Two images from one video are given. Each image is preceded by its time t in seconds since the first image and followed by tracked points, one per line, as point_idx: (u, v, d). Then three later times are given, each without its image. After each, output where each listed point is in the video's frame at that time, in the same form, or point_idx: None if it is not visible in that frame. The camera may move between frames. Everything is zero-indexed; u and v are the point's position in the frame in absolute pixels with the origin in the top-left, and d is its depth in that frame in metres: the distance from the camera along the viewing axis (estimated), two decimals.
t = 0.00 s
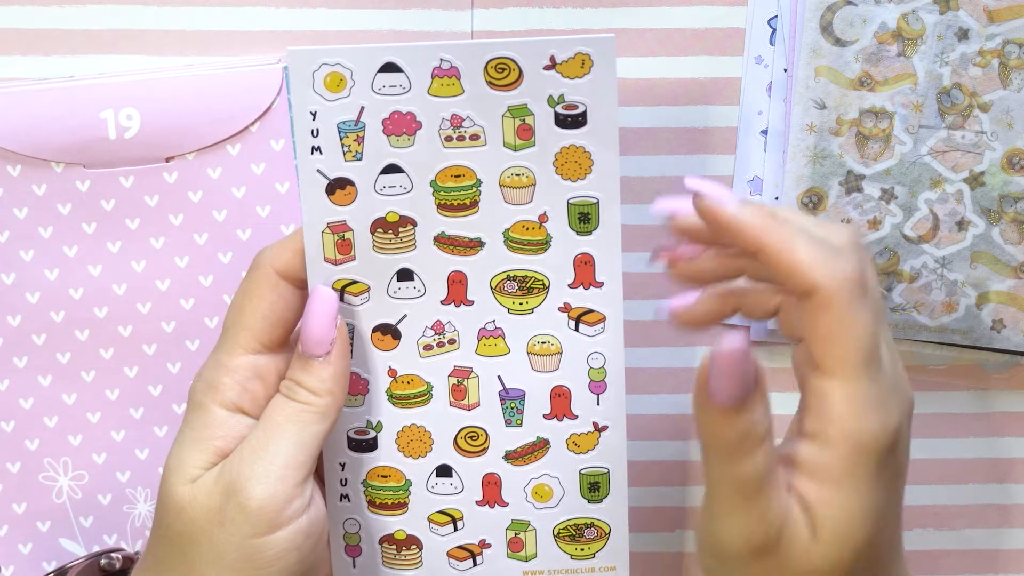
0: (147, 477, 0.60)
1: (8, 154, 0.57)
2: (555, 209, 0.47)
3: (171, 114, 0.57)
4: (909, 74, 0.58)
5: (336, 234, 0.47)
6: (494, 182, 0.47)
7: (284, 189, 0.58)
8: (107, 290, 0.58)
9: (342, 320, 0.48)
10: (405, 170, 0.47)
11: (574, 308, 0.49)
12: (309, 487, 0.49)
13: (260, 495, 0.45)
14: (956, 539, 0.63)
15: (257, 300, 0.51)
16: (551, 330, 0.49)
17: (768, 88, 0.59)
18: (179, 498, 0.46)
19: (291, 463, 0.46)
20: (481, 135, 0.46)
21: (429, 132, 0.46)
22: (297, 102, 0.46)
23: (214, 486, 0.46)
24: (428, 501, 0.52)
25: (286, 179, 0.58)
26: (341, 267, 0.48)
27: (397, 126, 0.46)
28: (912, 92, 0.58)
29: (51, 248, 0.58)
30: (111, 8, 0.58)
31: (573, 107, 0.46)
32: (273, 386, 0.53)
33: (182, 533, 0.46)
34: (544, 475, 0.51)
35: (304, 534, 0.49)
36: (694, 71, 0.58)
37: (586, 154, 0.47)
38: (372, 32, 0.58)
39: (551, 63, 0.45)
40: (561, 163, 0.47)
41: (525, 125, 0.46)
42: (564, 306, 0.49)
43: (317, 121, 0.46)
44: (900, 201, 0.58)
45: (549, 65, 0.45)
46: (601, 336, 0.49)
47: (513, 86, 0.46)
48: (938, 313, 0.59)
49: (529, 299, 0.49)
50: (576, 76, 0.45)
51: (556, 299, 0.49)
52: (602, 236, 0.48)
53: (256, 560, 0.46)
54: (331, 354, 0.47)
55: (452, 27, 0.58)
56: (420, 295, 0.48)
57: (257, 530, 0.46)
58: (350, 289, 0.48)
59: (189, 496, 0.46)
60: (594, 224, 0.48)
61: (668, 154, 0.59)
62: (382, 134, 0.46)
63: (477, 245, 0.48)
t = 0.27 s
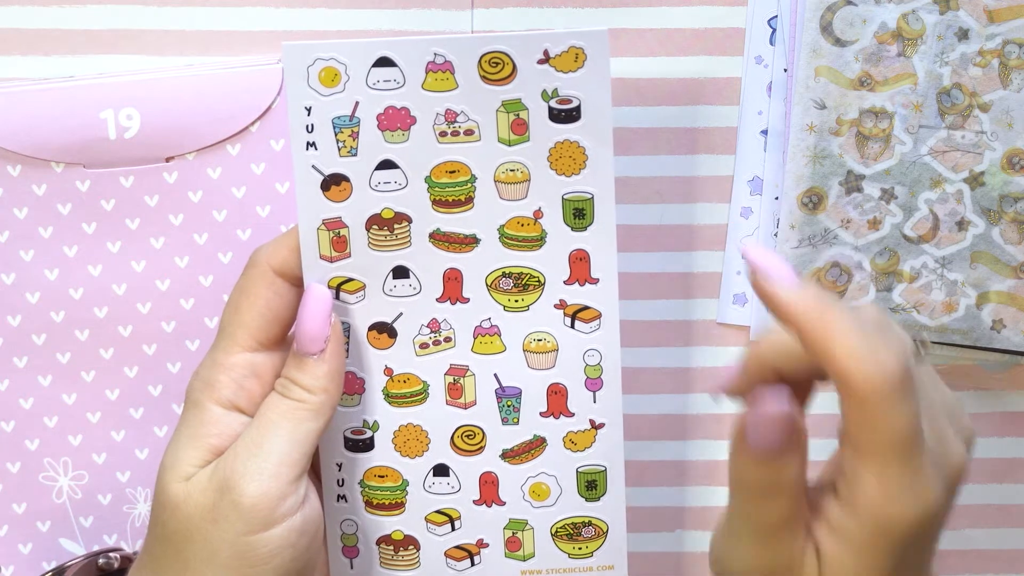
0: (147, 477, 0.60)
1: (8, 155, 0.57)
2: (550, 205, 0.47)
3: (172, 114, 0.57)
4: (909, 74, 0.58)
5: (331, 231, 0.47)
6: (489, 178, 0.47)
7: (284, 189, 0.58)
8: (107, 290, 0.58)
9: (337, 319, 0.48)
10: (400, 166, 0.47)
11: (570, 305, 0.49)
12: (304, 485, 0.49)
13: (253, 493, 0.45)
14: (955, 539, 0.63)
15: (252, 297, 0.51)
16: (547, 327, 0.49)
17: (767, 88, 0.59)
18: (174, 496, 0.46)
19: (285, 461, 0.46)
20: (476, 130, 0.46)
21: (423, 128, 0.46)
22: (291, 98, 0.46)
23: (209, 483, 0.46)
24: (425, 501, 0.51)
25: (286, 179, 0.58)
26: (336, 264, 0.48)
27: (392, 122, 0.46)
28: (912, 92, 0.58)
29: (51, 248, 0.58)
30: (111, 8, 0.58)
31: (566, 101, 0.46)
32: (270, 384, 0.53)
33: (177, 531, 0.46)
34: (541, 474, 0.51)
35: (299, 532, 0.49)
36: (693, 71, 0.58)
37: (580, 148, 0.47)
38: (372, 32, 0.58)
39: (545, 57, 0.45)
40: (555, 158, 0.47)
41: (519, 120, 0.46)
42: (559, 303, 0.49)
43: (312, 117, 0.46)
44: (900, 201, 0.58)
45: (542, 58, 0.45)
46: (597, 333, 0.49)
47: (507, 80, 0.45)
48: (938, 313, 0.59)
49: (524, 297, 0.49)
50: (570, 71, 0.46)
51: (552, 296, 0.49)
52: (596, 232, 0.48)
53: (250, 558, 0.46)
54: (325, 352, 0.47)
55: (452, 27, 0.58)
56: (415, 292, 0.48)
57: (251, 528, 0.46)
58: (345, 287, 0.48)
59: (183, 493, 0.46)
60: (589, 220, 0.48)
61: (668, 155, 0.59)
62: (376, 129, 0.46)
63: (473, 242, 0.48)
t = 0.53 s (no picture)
0: (147, 477, 0.60)
1: (9, 155, 0.57)
2: (550, 204, 0.47)
3: (171, 114, 0.57)
4: (909, 74, 0.58)
5: (331, 229, 0.47)
6: (489, 177, 0.47)
7: (284, 189, 0.58)
8: (107, 290, 0.58)
9: (334, 316, 0.48)
10: (400, 164, 0.47)
11: (570, 304, 0.49)
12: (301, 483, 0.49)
13: (250, 491, 0.45)
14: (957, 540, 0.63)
15: (251, 296, 0.51)
16: (547, 326, 0.49)
17: (767, 88, 0.59)
18: (171, 494, 0.46)
19: (282, 459, 0.46)
20: (476, 128, 0.46)
21: (424, 126, 0.46)
22: (292, 95, 0.46)
23: (206, 482, 0.46)
24: (425, 500, 0.51)
25: (286, 179, 0.58)
26: (336, 262, 0.48)
27: (392, 120, 0.46)
28: (912, 92, 0.58)
29: (51, 248, 0.58)
30: (111, 8, 0.58)
31: (567, 100, 0.46)
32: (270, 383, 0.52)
33: (174, 530, 0.46)
34: (541, 472, 0.51)
35: (296, 530, 0.49)
36: (693, 70, 0.58)
37: (580, 147, 0.47)
38: (372, 33, 0.58)
39: (545, 56, 0.46)
40: (555, 157, 0.47)
41: (519, 118, 0.46)
42: (559, 302, 0.49)
43: (312, 115, 0.46)
44: (901, 201, 0.58)
45: (543, 57, 0.45)
46: (596, 332, 0.49)
47: (508, 78, 0.46)
48: (938, 313, 0.59)
49: (524, 296, 0.49)
50: (570, 70, 0.46)
51: (552, 295, 0.49)
52: (596, 231, 0.48)
53: (247, 556, 0.46)
54: (321, 350, 0.47)
55: (452, 27, 0.58)
56: (415, 291, 0.48)
57: (247, 526, 0.46)
58: (345, 285, 0.48)
59: (180, 492, 0.46)
60: (589, 219, 0.48)
61: (668, 154, 0.59)
62: (376, 127, 0.46)
63: (472, 241, 0.48)
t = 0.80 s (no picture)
0: (147, 477, 0.60)
1: (8, 154, 0.57)
2: (559, 216, 0.47)
3: (172, 114, 0.57)
4: (909, 74, 0.58)
5: (340, 240, 0.47)
6: (499, 188, 0.47)
7: (284, 188, 0.58)
8: (107, 290, 0.58)
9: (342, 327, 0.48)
10: (411, 176, 0.47)
11: (578, 314, 0.49)
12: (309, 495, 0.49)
13: (258, 503, 0.45)
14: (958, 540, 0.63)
15: (259, 306, 0.51)
16: (555, 337, 0.49)
17: (767, 88, 0.59)
18: (180, 505, 0.46)
19: (291, 471, 0.46)
20: (487, 140, 0.46)
21: (434, 138, 0.46)
22: (302, 106, 0.46)
23: (214, 493, 0.46)
24: (430, 507, 0.51)
25: (286, 179, 0.58)
26: (345, 273, 0.47)
27: (403, 132, 0.46)
28: (912, 92, 0.58)
29: (51, 248, 0.58)
30: (111, 8, 0.58)
31: (578, 112, 0.46)
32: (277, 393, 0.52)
33: (183, 540, 0.46)
34: (546, 480, 0.51)
35: (305, 543, 0.48)
36: (693, 71, 0.58)
37: (590, 159, 0.47)
38: (372, 33, 0.58)
39: (558, 69, 0.45)
40: (566, 170, 0.47)
41: (530, 131, 0.46)
42: (567, 313, 0.49)
43: (323, 126, 0.46)
44: (901, 201, 0.58)
45: (555, 70, 0.45)
46: (604, 342, 0.49)
47: (521, 91, 0.46)
48: (938, 313, 0.59)
49: (532, 307, 0.49)
50: (582, 82, 0.46)
51: (559, 306, 0.49)
52: (605, 242, 0.48)
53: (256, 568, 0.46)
54: (331, 361, 0.47)
55: (453, 28, 0.58)
56: (423, 302, 0.48)
57: (256, 539, 0.46)
58: (354, 296, 0.48)
59: (188, 503, 0.46)
60: (598, 231, 0.48)
61: (668, 154, 0.59)
62: (387, 139, 0.46)
63: (481, 252, 0.48)
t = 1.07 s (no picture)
0: (147, 477, 0.60)
1: (8, 154, 0.57)
2: (555, 215, 0.47)
3: (172, 114, 0.57)
4: (909, 74, 0.58)
5: (335, 239, 0.47)
6: (494, 189, 0.47)
7: (284, 188, 0.58)
8: (107, 290, 0.58)
9: (338, 326, 0.48)
10: (405, 176, 0.47)
11: (574, 314, 0.49)
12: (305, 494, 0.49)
13: (254, 503, 0.45)
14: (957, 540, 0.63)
15: (255, 305, 0.51)
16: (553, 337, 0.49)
17: (768, 88, 0.59)
18: (177, 505, 0.47)
19: (285, 470, 0.46)
20: (482, 140, 0.46)
21: (429, 137, 0.46)
22: (297, 107, 0.46)
23: (211, 493, 0.46)
24: (427, 506, 0.52)
25: (286, 179, 0.58)
26: (340, 273, 0.47)
27: (398, 132, 0.46)
28: (912, 92, 0.58)
29: (51, 248, 0.58)
30: (111, 8, 0.58)
31: (573, 112, 0.46)
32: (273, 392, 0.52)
33: (181, 540, 0.46)
34: (544, 480, 0.51)
35: (300, 543, 0.49)
36: (693, 71, 0.58)
37: (586, 159, 0.47)
38: (372, 33, 0.58)
39: (552, 69, 0.45)
40: (561, 169, 0.47)
41: (525, 130, 0.46)
42: (563, 312, 0.49)
43: (317, 127, 0.46)
44: (900, 201, 0.58)
45: (550, 70, 0.45)
46: (600, 342, 0.49)
47: (515, 91, 0.46)
48: (938, 313, 0.59)
49: (528, 306, 0.49)
50: (577, 82, 0.46)
51: (555, 306, 0.49)
52: (601, 242, 0.48)
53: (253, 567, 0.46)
54: (326, 360, 0.47)
55: (452, 28, 0.58)
56: (419, 301, 0.48)
57: (252, 539, 0.46)
58: (349, 296, 0.48)
59: (185, 503, 0.46)
60: (594, 231, 0.48)
61: (668, 154, 0.59)
62: (381, 138, 0.46)
63: (476, 251, 0.48)
